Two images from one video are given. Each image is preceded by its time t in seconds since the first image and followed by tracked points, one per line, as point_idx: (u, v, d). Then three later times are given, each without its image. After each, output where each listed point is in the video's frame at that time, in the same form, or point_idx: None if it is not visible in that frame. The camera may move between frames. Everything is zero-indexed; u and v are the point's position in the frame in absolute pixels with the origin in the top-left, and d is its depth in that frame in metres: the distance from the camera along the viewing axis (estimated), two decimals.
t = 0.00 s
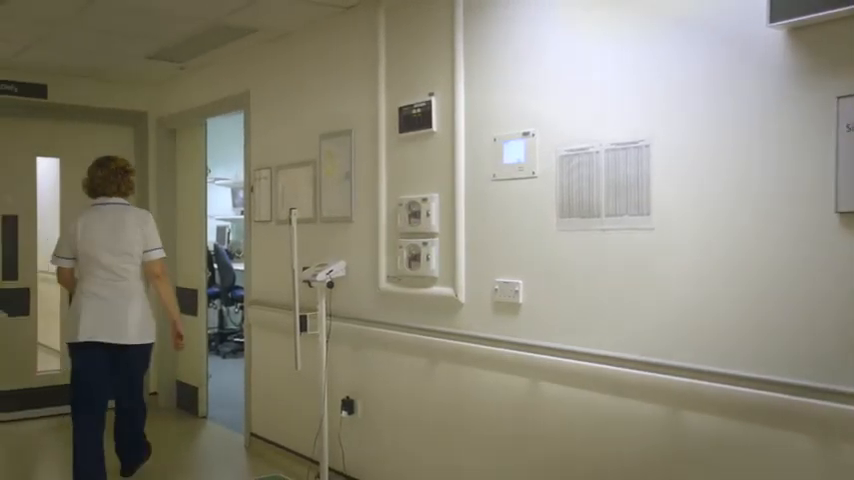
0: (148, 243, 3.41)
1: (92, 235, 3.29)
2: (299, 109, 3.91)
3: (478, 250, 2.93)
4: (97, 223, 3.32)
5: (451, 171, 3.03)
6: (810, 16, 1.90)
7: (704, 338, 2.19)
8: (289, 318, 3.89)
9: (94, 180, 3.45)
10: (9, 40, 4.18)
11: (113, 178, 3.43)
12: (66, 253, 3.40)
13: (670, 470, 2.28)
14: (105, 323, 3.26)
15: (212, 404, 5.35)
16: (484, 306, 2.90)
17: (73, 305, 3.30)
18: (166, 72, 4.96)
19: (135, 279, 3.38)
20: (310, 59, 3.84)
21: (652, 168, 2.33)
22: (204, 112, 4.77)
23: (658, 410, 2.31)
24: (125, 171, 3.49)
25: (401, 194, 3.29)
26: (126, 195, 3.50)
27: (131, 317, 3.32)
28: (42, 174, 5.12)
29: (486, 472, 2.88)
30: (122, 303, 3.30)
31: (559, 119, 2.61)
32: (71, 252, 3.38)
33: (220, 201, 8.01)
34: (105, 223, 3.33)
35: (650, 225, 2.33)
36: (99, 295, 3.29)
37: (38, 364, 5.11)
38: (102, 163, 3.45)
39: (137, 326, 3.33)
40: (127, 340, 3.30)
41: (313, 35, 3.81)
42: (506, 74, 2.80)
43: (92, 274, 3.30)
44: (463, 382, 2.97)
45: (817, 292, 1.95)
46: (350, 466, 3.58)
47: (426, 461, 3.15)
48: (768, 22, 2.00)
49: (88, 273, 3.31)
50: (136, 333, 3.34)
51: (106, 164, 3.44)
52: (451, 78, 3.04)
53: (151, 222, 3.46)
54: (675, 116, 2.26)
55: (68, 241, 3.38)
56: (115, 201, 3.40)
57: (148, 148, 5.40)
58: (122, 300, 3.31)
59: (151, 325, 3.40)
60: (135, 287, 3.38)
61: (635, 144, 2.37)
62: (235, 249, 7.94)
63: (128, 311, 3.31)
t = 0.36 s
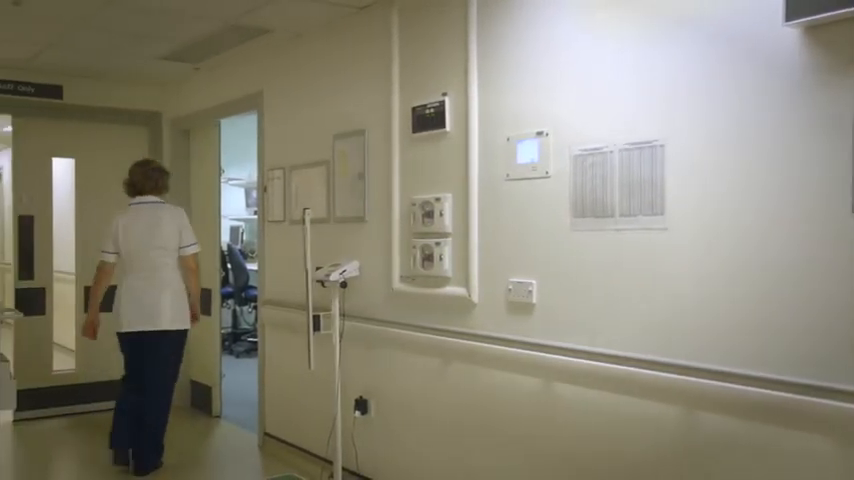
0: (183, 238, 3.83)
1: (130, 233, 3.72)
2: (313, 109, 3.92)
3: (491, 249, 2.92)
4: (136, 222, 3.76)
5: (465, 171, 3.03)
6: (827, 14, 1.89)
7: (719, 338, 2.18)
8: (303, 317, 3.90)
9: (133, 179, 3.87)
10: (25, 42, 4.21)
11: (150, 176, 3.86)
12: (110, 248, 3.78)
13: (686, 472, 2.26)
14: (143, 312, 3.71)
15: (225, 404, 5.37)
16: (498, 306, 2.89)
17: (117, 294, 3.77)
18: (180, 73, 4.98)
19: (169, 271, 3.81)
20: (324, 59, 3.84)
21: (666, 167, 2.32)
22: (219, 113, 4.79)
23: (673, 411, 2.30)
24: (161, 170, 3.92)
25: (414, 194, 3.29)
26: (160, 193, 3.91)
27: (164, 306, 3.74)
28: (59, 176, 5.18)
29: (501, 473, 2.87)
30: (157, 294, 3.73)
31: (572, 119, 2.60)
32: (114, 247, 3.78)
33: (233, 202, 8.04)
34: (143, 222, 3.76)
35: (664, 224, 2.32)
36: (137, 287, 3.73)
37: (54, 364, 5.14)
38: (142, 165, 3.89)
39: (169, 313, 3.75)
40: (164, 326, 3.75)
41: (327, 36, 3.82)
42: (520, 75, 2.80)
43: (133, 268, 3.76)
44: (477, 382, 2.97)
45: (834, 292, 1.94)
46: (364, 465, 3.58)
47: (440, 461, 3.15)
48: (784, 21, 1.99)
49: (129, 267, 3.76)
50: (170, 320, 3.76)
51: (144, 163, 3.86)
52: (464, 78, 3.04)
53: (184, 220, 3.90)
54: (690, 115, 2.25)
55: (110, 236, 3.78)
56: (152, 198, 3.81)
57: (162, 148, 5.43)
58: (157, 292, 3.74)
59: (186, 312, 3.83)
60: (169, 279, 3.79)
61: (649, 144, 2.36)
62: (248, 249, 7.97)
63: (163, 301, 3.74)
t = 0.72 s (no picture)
0: (209, 243, 3.92)
1: (161, 236, 3.85)
2: (324, 108, 3.92)
3: (502, 249, 2.92)
4: (167, 225, 3.88)
5: (476, 171, 3.02)
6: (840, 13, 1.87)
7: (729, 338, 2.17)
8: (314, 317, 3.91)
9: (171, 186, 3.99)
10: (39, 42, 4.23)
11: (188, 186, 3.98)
12: (142, 248, 3.90)
13: (699, 473, 2.25)
14: (167, 311, 3.80)
15: (237, 403, 5.38)
16: (509, 305, 2.88)
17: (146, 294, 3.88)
18: (191, 73, 5.00)
19: (196, 275, 3.90)
20: (335, 59, 3.85)
21: (678, 167, 2.31)
22: (230, 113, 4.80)
23: (686, 412, 2.28)
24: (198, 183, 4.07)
25: (425, 194, 3.29)
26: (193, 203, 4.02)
27: (188, 309, 3.82)
28: (71, 175, 5.22)
29: (512, 473, 2.86)
30: (181, 294, 3.82)
31: (582, 120, 2.60)
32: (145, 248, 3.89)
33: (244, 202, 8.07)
34: (172, 225, 3.87)
35: (676, 224, 2.31)
36: (164, 287, 3.84)
37: (68, 364, 5.18)
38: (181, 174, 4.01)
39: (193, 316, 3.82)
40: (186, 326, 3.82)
41: (338, 35, 3.82)
42: (530, 75, 2.79)
43: (162, 269, 3.87)
44: (488, 382, 2.97)
45: (848, 292, 1.93)
46: (375, 465, 3.58)
47: (451, 461, 3.15)
48: (797, 20, 1.98)
49: (159, 269, 3.88)
50: (193, 321, 3.83)
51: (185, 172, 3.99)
52: (475, 79, 3.04)
53: (214, 226, 3.99)
54: (703, 114, 2.24)
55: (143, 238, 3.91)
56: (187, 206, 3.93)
57: (174, 148, 5.45)
58: (181, 292, 3.83)
59: (210, 314, 3.90)
60: (196, 282, 3.89)
61: (660, 144, 2.35)
62: (260, 249, 7.99)
63: (186, 302, 3.82)
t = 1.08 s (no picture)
0: (232, 237, 4.25)
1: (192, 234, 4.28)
2: (332, 108, 3.93)
3: (510, 249, 2.92)
4: (197, 223, 4.29)
5: (484, 170, 3.02)
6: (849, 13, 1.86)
7: (732, 339, 2.18)
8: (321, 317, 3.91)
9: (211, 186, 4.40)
10: (48, 43, 4.25)
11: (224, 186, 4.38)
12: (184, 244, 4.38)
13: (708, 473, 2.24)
14: (197, 302, 4.23)
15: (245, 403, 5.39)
16: (517, 306, 2.88)
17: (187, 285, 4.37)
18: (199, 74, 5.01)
19: (224, 266, 4.26)
20: (342, 60, 3.86)
21: (687, 166, 2.30)
22: (238, 113, 4.81)
23: (695, 412, 2.28)
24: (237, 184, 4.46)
25: (433, 194, 3.29)
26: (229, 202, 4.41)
27: (217, 299, 4.21)
28: (81, 175, 5.24)
29: (521, 473, 2.86)
30: (208, 287, 4.22)
31: (591, 120, 2.59)
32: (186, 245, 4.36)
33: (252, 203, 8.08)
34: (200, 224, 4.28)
35: (685, 224, 2.30)
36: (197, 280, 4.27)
37: (77, 364, 5.20)
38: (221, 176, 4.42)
39: (220, 305, 4.21)
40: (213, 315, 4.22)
41: (346, 35, 3.82)
42: (538, 75, 2.79)
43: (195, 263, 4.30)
44: (496, 382, 2.97)
45: None
46: (383, 464, 3.58)
47: (459, 461, 3.15)
48: (807, 19, 1.97)
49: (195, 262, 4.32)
50: (221, 309, 4.23)
51: (222, 174, 4.41)
52: (483, 79, 3.04)
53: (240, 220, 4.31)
54: (711, 113, 2.24)
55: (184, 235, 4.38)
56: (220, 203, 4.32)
57: (182, 148, 5.46)
58: (208, 285, 4.24)
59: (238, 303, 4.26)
60: (222, 275, 4.25)
61: (669, 143, 2.35)
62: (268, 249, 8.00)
63: (212, 294, 4.22)
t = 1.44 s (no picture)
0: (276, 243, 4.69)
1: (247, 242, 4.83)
2: (340, 109, 3.93)
3: (518, 249, 2.91)
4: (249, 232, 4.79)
5: (492, 170, 3.02)
6: None
7: (732, 339, 2.20)
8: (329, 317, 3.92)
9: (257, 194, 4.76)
10: (57, 44, 4.26)
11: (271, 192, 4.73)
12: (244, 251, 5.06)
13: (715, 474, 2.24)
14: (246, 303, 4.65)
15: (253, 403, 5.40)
16: (526, 306, 2.88)
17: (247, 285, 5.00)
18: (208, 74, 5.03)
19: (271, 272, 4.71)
20: (349, 60, 3.87)
21: (696, 166, 2.29)
22: (246, 114, 4.82)
23: (703, 412, 2.27)
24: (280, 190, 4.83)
25: (441, 194, 3.29)
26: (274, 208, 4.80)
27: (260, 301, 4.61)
28: (90, 178, 5.28)
29: (528, 474, 2.85)
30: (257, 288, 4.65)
31: (598, 120, 2.59)
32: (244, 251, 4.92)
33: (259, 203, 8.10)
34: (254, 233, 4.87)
35: (693, 224, 2.29)
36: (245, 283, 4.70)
37: (86, 363, 5.22)
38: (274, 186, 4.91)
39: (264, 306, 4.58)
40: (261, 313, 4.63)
41: (354, 36, 3.83)
42: (546, 75, 2.79)
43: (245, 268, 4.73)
44: (504, 382, 2.96)
45: None
46: (390, 464, 3.58)
47: (466, 461, 3.15)
48: (817, 18, 1.96)
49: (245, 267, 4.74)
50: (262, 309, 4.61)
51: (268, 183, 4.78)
52: (491, 79, 3.04)
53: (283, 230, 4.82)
54: (720, 113, 2.23)
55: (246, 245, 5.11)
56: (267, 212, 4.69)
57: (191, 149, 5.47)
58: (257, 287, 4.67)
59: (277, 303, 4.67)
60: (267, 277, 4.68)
61: (678, 143, 2.34)
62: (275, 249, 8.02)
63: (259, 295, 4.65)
